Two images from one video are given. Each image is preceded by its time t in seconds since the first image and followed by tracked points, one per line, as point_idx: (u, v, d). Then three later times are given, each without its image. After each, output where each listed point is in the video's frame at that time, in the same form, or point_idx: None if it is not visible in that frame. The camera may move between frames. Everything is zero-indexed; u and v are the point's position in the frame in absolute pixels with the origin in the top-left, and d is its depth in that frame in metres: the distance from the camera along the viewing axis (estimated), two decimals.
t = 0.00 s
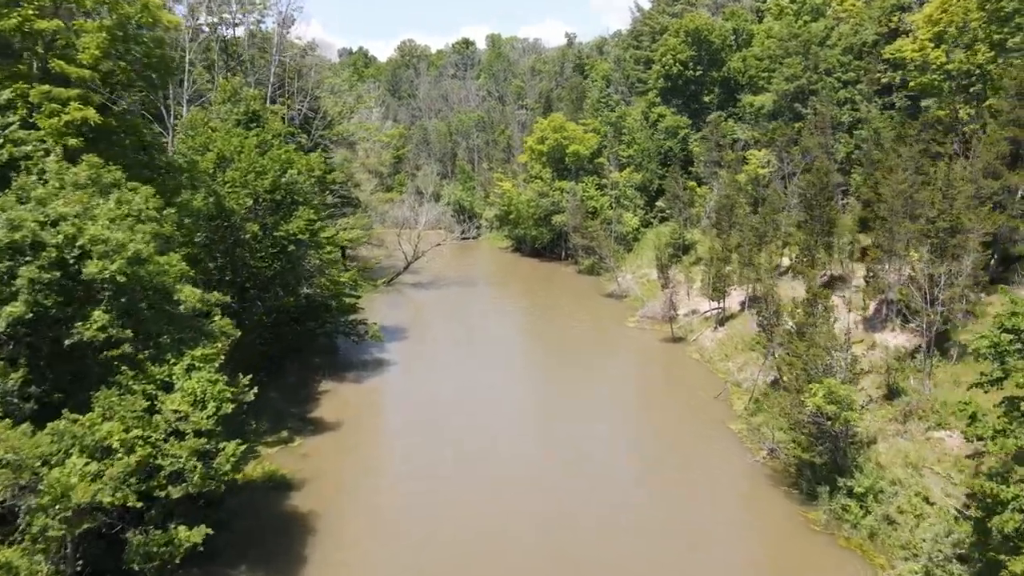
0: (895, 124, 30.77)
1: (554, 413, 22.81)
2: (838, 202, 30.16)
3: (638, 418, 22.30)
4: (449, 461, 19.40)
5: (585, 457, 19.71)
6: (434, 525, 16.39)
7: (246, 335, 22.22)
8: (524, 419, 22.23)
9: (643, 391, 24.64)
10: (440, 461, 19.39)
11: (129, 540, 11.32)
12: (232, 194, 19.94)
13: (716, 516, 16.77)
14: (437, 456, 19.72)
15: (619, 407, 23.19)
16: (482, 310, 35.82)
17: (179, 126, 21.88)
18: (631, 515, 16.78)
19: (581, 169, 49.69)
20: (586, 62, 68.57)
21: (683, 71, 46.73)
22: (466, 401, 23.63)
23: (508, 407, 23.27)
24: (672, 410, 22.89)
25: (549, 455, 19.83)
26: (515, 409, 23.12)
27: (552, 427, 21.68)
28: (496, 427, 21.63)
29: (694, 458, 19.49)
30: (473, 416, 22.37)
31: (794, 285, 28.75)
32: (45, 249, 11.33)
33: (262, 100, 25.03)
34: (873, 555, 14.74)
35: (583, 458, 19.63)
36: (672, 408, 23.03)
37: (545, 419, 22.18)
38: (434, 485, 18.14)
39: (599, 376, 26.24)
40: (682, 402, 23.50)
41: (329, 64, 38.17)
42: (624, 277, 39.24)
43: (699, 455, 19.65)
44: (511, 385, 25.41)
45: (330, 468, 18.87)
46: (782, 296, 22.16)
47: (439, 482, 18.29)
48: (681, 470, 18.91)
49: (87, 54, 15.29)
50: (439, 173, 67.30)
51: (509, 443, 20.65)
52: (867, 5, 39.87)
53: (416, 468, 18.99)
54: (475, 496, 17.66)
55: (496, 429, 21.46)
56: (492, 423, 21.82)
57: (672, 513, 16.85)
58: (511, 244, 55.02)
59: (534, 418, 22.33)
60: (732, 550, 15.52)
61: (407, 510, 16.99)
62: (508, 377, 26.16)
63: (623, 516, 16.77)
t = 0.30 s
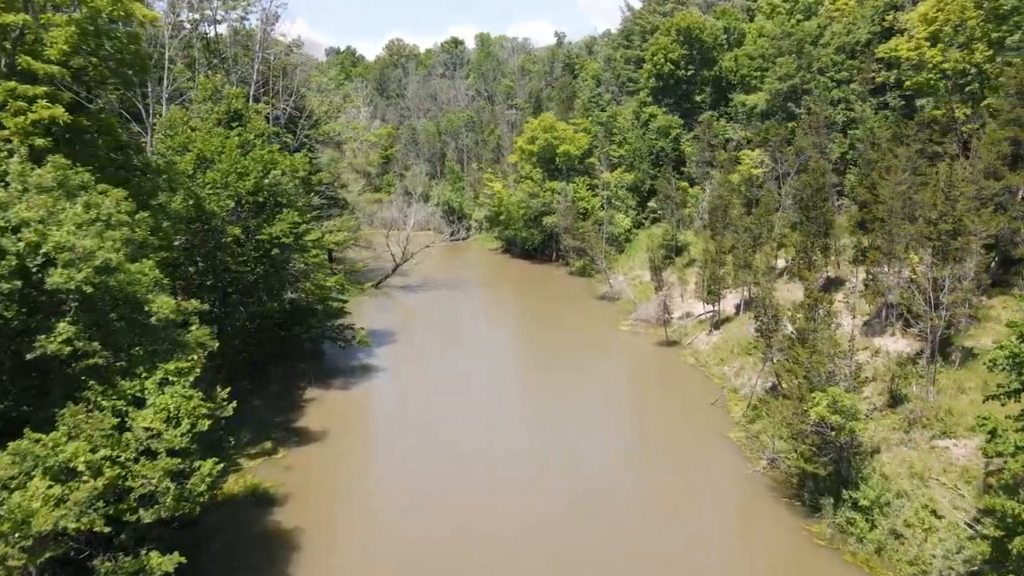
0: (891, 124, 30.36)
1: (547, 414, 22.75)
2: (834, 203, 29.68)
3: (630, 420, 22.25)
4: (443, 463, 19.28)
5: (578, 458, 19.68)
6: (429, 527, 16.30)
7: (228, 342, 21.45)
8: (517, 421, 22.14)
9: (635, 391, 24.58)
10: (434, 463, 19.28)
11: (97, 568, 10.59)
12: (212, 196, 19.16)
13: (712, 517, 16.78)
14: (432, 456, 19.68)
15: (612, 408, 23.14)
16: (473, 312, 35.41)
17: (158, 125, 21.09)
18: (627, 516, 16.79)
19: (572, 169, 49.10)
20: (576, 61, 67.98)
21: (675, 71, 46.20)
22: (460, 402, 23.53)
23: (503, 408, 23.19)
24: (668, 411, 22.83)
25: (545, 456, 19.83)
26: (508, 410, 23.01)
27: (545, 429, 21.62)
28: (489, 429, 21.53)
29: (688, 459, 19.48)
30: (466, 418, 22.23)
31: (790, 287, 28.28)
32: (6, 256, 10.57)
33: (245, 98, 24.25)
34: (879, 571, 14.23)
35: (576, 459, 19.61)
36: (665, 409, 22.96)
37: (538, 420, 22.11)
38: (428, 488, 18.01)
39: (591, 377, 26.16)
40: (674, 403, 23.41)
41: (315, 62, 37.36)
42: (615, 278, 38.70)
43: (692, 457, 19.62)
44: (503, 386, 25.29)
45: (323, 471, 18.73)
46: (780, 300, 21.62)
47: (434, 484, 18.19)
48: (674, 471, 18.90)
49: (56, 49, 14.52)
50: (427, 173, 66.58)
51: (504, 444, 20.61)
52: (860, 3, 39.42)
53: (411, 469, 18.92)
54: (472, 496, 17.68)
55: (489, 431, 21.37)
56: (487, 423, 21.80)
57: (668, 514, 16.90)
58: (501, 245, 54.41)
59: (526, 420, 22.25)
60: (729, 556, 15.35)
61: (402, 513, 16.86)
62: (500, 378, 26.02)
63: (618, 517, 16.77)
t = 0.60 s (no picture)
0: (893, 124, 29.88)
1: (544, 417, 22.66)
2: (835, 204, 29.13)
3: (627, 421, 22.20)
4: (439, 467, 19.20)
5: (575, 460, 19.67)
6: (427, 529, 16.23)
7: (214, 348, 20.73)
8: (512, 424, 22.09)
9: (631, 393, 24.49)
10: (429, 468, 19.21)
11: None
12: (197, 199, 18.46)
13: (712, 517, 16.67)
14: (428, 460, 19.61)
15: (607, 410, 23.11)
16: (468, 315, 35.00)
17: (141, 125, 20.37)
18: (626, 516, 16.76)
19: (568, 170, 48.48)
20: (571, 60, 67.40)
21: (672, 70, 45.63)
22: (454, 406, 23.41)
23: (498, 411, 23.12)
24: (664, 411, 22.80)
25: (541, 458, 19.80)
26: (503, 414, 22.94)
27: (542, 431, 21.58)
28: (484, 432, 21.45)
29: (685, 460, 19.44)
30: (461, 423, 22.15)
31: (791, 290, 27.72)
32: None
33: (232, 97, 23.53)
34: None
35: (573, 462, 19.59)
36: (661, 411, 22.83)
37: (534, 423, 22.08)
38: (425, 492, 17.93)
39: (587, 378, 26.06)
40: (671, 404, 23.33)
41: (307, 61, 36.62)
42: (613, 281, 38.12)
43: (689, 458, 19.59)
44: (498, 388, 25.20)
45: (317, 475, 18.52)
46: (783, 306, 21.02)
47: (430, 488, 18.09)
48: (672, 472, 18.85)
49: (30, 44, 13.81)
50: (421, 174, 65.95)
51: (501, 447, 20.58)
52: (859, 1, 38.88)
53: (407, 473, 18.81)
54: (469, 498, 17.63)
55: (484, 435, 21.29)
56: (482, 428, 21.74)
57: (667, 513, 16.85)
58: (496, 247, 53.81)
59: (522, 423, 22.19)
60: (732, 558, 15.15)
61: (400, 516, 16.76)
62: (495, 381, 25.91)
63: (618, 517, 16.73)
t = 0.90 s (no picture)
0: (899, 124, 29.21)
1: (542, 419, 22.45)
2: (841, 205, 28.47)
3: (626, 423, 22.02)
4: (437, 470, 19.02)
5: (573, 462, 19.52)
6: (425, 532, 16.07)
7: (201, 356, 19.95)
8: (511, 426, 21.91)
9: (630, 395, 24.26)
10: (427, 470, 19.02)
11: None
12: (183, 201, 17.67)
13: (712, 521, 16.53)
14: (426, 462, 19.48)
15: (606, 412, 22.89)
16: (465, 318, 34.45)
17: (125, 124, 19.59)
18: (626, 519, 16.63)
19: (566, 170, 47.76)
20: (568, 59, 66.74)
21: (671, 68, 44.95)
22: (451, 408, 23.17)
23: (497, 412, 22.95)
24: (664, 413, 22.65)
25: (540, 459, 19.71)
26: (500, 416, 22.72)
27: (540, 433, 21.40)
28: (482, 435, 21.25)
29: (685, 464, 19.26)
30: (459, 425, 21.94)
31: (798, 295, 27.29)
32: None
33: (221, 95, 22.75)
34: None
35: (572, 464, 19.44)
36: (661, 414, 22.57)
37: (532, 425, 21.90)
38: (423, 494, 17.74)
39: (586, 380, 25.81)
40: (671, 408, 23.09)
41: (300, 58, 35.83)
42: (612, 283, 37.43)
43: (689, 461, 19.41)
44: (496, 390, 24.96)
45: (312, 481, 18.16)
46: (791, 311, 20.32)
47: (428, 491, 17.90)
48: (671, 476, 18.68)
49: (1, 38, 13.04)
50: (417, 174, 65.24)
51: (499, 449, 20.40)
52: None
53: (404, 476, 18.61)
54: (467, 501, 17.46)
55: (482, 437, 21.08)
56: (481, 430, 21.54)
57: (666, 516, 16.76)
58: (494, 248, 53.09)
59: (520, 425, 22.00)
60: (736, 564, 14.89)
61: (398, 519, 16.58)
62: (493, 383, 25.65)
63: (618, 520, 16.60)
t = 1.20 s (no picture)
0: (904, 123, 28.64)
1: (541, 420, 22.16)
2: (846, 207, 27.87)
3: (626, 425, 21.68)
4: (435, 471, 18.76)
5: (574, 463, 19.26)
6: (423, 534, 15.85)
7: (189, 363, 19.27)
8: (510, 427, 21.63)
9: (631, 397, 23.92)
10: (425, 472, 18.76)
11: None
12: (169, 204, 16.99)
13: (716, 524, 16.21)
14: (424, 464, 19.20)
15: (606, 413, 22.56)
16: (462, 321, 33.93)
17: (111, 123, 18.93)
18: (626, 519, 16.38)
19: (565, 171, 47.13)
20: (566, 58, 66.13)
21: (671, 67, 44.36)
22: (450, 411, 22.85)
23: (495, 414, 22.63)
24: (665, 416, 22.29)
25: (539, 460, 19.43)
26: (499, 417, 22.43)
27: (539, 434, 21.11)
28: (481, 436, 20.95)
29: (686, 466, 18.97)
30: (457, 426, 21.63)
31: (803, 298, 26.53)
32: None
33: (210, 94, 22.07)
34: None
35: (572, 464, 19.19)
36: (662, 417, 22.19)
37: (531, 426, 21.62)
38: (421, 497, 17.49)
39: (585, 382, 25.44)
40: (673, 410, 22.72)
41: (293, 56, 35.14)
42: (612, 286, 36.81)
43: (691, 464, 19.10)
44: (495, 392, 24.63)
45: (305, 491, 17.67)
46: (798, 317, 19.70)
47: (426, 493, 17.66)
48: (673, 478, 18.39)
49: None
50: (414, 174, 64.57)
51: (498, 450, 20.10)
52: None
53: (402, 479, 18.36)
54: (466, 502, 17.23)
55: (481, 438, 20.81)
56: (479, 432, 21.26)
57: (668, 518, 16.46)
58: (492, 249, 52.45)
59: (519, 426, 21.71)
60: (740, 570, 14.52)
61: (395, 522, 16.34)
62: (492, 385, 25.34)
63: (618, 521, 16.34)
